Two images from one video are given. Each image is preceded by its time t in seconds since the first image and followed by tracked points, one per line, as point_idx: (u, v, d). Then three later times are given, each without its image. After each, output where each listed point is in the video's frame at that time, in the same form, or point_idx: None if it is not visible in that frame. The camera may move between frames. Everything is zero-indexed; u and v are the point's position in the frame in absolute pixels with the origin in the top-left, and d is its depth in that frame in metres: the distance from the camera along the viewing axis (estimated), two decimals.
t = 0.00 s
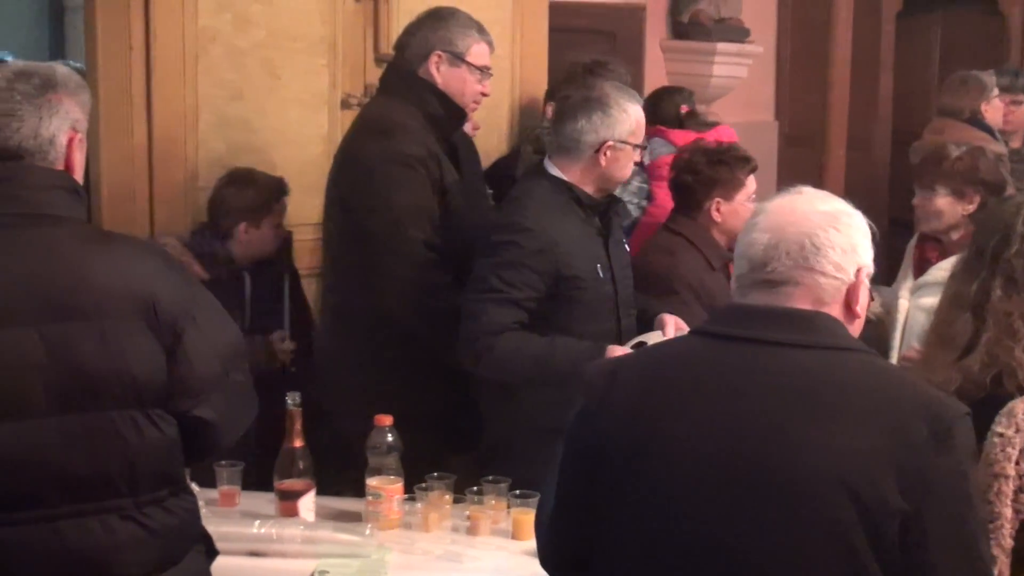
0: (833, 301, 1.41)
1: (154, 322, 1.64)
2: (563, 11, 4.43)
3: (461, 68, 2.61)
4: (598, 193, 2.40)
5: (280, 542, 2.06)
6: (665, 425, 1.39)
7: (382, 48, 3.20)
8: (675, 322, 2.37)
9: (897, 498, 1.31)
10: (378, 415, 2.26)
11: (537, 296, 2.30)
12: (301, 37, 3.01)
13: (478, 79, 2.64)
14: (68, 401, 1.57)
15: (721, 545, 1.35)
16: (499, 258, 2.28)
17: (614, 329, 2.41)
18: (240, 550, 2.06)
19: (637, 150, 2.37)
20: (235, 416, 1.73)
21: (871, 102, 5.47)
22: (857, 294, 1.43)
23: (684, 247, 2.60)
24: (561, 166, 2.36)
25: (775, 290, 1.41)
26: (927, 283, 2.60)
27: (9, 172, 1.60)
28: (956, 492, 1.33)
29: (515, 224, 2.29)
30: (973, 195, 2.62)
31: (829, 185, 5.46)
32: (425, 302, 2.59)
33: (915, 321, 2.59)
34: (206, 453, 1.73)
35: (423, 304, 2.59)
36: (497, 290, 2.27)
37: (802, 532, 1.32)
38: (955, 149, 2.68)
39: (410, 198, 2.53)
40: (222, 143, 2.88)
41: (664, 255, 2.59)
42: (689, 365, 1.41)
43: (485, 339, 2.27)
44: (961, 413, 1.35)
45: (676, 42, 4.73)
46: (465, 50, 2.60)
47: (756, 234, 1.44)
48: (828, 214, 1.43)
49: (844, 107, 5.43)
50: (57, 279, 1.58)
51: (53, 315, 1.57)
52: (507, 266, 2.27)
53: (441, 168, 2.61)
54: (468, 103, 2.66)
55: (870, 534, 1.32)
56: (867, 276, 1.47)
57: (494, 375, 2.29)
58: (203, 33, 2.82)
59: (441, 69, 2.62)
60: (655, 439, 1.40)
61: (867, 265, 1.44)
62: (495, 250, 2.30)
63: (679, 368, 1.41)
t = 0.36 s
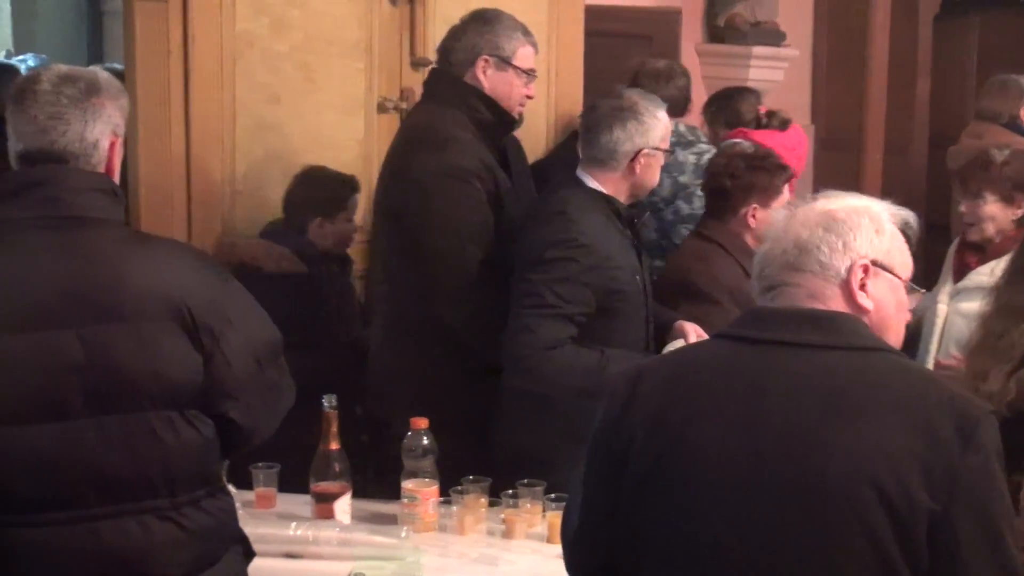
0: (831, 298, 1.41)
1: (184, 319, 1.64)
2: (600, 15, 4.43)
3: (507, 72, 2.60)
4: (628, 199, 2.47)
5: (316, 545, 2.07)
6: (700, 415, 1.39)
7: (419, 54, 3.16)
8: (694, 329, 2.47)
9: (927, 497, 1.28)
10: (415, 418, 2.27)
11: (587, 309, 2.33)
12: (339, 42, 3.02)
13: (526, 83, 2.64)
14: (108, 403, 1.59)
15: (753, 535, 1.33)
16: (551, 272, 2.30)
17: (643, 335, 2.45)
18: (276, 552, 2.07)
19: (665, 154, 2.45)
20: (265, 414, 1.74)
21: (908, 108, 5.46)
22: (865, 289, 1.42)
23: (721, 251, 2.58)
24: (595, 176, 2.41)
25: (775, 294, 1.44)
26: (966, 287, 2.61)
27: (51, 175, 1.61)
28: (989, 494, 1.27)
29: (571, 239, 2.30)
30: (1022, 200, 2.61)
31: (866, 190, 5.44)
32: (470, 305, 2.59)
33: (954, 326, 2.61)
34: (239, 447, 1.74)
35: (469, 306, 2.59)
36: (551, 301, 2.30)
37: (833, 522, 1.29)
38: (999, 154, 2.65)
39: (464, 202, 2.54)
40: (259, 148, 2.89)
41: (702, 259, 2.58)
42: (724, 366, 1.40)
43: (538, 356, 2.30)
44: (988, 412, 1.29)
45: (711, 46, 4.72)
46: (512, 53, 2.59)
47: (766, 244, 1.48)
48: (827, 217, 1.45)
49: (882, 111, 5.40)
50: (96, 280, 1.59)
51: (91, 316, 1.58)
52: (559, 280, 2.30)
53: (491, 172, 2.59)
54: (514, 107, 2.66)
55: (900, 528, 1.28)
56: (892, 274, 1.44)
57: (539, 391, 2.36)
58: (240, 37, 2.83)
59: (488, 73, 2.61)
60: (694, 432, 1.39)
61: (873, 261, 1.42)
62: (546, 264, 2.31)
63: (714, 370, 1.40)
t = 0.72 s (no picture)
0: (866, 307, 1.44)
1: (225, 319, 1.65)
2: (637, 17, 4.42)
3: (547, 77, 2.60)
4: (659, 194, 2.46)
5: (352, 546, 2.07)
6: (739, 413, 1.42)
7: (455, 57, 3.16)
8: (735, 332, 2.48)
9: (918, 509, 1.27)
10: (451, 420, 2.27)
11: (621, 298, 2.33)
12: (375, 45, 3.05)
13: (568, 89, 2.62)
14: (146, 404, 1.59)
15: (775, 534, 1.35)
16: (586, 260, 2.31)
17: (679, 332, 2.45)
18: (313, 553, 2.08)
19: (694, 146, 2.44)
20: (295, 403, 1.75)
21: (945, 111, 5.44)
22: (906, 298, 1.43)
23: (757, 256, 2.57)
24: (623, 169, 2.41)
25: (817, 300, 1.47)
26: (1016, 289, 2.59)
27: (93, 176, 1.63)
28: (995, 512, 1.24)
29: (605, 227, 2.31)
30: None
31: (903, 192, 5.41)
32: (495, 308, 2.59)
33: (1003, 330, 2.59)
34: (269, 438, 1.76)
35: (492, 316, 2.59)
36: (584, 291, 2.29)
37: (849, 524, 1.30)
38: None
39: (490, 205, 2.54)
40: (296, 150, 2.91)
41: (738, 262, 2.57)
42: (761, 369, 1.43)
43: (572, 342, 2.29)
44: (1001, 429, 1.27)
45: (749, 47, 4.65)
46: (554, 60, 2.59)
47: (817, 249, 1.52)
48: (872, 224, 1.47)
49: (919, 113, 5.37)
50: (134, 282, 1.59)
51: (129, 317, 1.58)
52: (595, 267, 2.30)
53: (528, 176, 2.60)
54: (560, 113, 2.66)
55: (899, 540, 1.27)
56: (941, 282, 1.45)
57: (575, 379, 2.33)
58: (278, 39, 2.84)
59: (529, 77, 2.63)
60: (728, 432, 1.42)
61: (913, 269, 1.44)
62: (580, 252, 2.32)
63: (750, 370, 1.44)
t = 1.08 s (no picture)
0: (932, 313, 1.45)
1: (264, 311, 1.65)
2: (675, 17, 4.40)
3: (584, 76, 2.62)
4: (701, 198, 2.45)
5: (389, 544, 2.08)
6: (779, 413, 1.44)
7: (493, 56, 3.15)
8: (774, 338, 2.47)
9: (990, 517, 1.32)
10: (488, 419, 2.27)
11: (654, 296, 2.33)
12: (414, 45, 3.03)
13: (607, 88, 2.63)
14: (185, 399, 1.60)
15: (829, 535, 1.39)
16: (617, 259, 2.32)
17: (717, 333, 2.44)
18: (348, 551, 2.09)
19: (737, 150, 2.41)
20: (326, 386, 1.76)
21: (986, 111, 5.40)
22: (968, 306, 1.45)
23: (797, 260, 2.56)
24: (663, 170, 2.41)
25: (876, 303, 1.47)
26: None
27: (133, 175, 1.63)
28: None
29: (640, 224, 2.32)
30: None
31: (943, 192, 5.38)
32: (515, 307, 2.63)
33: None
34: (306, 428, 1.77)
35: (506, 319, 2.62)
36: (614, 289, 2.30)
37: (893, 528, 1.35)
38: None
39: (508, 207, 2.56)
40: (335, 149, 2.92)
41: (776, 264, 2.56)
42: (798, 373, 1.46)
43: (604, 340, 2.30)
44: None
45: (788, 48, 4.67)
46: (592, 58, 2.60)
47: (867, 247, 1.50)
48: (933, 226, 1.46)
49: (959, 113, 5.33)
50: (175, 278, 1.60)
51: (169, 314, 1.59)
52: (627, 266, 2.31)
53: (555, 178, 2.63)
54: (597, 112, 2.67)
55: (961, 543, 1.33)
56: (996, 286, 1.47)
57: (608, 379, 2.33)
58: (317, 39, 2.85)
59: (567, 75, 2.64)
60: (779, 430, 1.44)
61: (977, 276, 1.45)
62: (612, 249, 2.33)
63: (796, 376, 1.46)
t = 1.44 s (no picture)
0: (946, 310, 1.44)
1: (306, 306, 1.69)
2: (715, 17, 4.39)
3: (627, 69, 2.62)
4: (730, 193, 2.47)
5: (426, 541, 2.08)
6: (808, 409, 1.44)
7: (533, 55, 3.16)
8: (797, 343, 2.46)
9: (1011, 516, 1.30)
10: (525, 417, 2.27)
11: (695, 296, 2.33)
12: (456, 43, 3.04)
13: (649, 78, 2.64)
14: (229, 394, 1.61)
15: (854, 531, 1.37)
16: (658, 258, 2.31)
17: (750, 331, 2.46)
18: (385, 547, 2.09)
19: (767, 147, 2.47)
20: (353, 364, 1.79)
21: None
22: (986, 304, 1.43)
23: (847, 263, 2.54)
24: (706, 171, 2.41)
25: (896, 298, 1.48)
26: None
27: (171, 171, 1.63)
28: None
29: (685, 225, 2.31)
30: None
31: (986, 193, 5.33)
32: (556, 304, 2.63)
33: None
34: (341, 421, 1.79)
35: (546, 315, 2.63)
36: (654, 288, 2.30)
37: (915, 524, 1.34)
38: None
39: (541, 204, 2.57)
40: (375, 148, 2.92)
41: (816, 264, 2.54)
42: (828, 371, 1.45)
43: (640, 339, 2.30)
44: None
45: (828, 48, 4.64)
46: (631, 50, 2.61)
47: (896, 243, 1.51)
48: (955, 223, 1.45)
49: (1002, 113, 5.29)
50: (217, 274, 1.61)
51: (212, 311, 1.60)
52: (670, 266, 2.31)
53: (604, 173, 2.63)
54: (641, 103, 2.68)
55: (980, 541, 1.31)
56: None
57: (639, 378, 2.34)
58: (358, 37, 2.86)
59: (610, 71, 2.65)
60: (809, 425, 1.44)
61: (996, 273, 1.43)
62: (659, 248, 2.32)
63: (829, 373, 1.45)
